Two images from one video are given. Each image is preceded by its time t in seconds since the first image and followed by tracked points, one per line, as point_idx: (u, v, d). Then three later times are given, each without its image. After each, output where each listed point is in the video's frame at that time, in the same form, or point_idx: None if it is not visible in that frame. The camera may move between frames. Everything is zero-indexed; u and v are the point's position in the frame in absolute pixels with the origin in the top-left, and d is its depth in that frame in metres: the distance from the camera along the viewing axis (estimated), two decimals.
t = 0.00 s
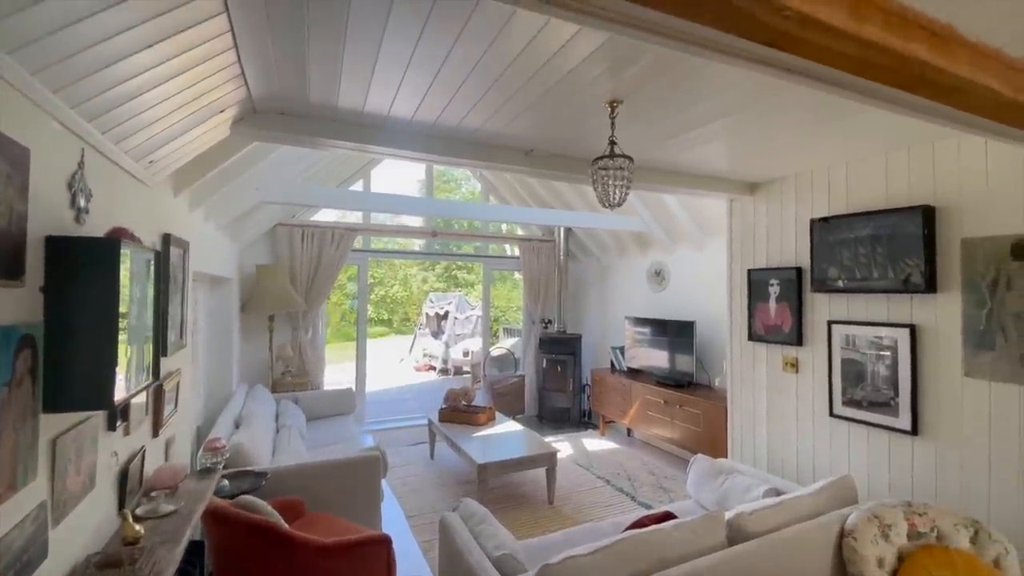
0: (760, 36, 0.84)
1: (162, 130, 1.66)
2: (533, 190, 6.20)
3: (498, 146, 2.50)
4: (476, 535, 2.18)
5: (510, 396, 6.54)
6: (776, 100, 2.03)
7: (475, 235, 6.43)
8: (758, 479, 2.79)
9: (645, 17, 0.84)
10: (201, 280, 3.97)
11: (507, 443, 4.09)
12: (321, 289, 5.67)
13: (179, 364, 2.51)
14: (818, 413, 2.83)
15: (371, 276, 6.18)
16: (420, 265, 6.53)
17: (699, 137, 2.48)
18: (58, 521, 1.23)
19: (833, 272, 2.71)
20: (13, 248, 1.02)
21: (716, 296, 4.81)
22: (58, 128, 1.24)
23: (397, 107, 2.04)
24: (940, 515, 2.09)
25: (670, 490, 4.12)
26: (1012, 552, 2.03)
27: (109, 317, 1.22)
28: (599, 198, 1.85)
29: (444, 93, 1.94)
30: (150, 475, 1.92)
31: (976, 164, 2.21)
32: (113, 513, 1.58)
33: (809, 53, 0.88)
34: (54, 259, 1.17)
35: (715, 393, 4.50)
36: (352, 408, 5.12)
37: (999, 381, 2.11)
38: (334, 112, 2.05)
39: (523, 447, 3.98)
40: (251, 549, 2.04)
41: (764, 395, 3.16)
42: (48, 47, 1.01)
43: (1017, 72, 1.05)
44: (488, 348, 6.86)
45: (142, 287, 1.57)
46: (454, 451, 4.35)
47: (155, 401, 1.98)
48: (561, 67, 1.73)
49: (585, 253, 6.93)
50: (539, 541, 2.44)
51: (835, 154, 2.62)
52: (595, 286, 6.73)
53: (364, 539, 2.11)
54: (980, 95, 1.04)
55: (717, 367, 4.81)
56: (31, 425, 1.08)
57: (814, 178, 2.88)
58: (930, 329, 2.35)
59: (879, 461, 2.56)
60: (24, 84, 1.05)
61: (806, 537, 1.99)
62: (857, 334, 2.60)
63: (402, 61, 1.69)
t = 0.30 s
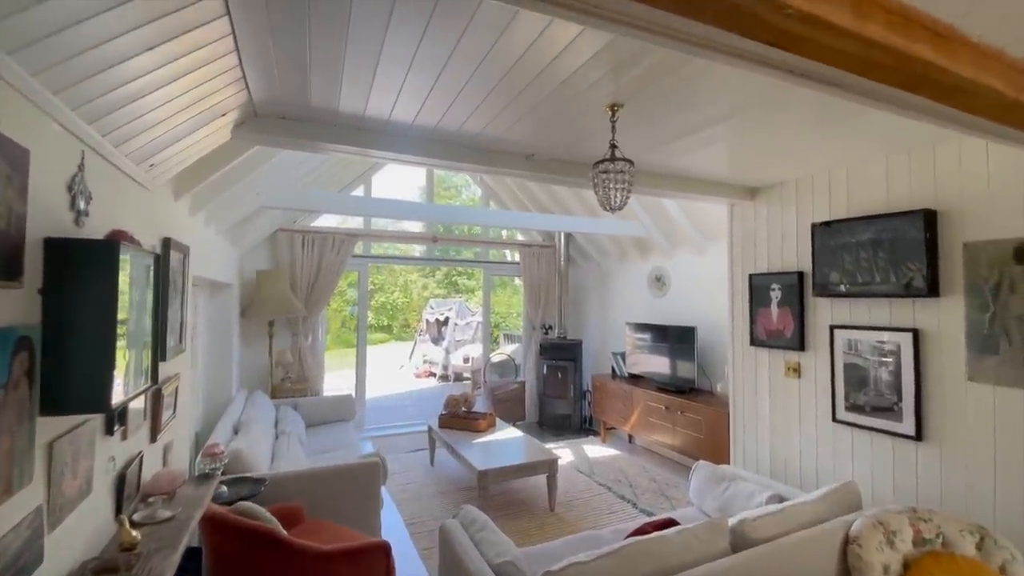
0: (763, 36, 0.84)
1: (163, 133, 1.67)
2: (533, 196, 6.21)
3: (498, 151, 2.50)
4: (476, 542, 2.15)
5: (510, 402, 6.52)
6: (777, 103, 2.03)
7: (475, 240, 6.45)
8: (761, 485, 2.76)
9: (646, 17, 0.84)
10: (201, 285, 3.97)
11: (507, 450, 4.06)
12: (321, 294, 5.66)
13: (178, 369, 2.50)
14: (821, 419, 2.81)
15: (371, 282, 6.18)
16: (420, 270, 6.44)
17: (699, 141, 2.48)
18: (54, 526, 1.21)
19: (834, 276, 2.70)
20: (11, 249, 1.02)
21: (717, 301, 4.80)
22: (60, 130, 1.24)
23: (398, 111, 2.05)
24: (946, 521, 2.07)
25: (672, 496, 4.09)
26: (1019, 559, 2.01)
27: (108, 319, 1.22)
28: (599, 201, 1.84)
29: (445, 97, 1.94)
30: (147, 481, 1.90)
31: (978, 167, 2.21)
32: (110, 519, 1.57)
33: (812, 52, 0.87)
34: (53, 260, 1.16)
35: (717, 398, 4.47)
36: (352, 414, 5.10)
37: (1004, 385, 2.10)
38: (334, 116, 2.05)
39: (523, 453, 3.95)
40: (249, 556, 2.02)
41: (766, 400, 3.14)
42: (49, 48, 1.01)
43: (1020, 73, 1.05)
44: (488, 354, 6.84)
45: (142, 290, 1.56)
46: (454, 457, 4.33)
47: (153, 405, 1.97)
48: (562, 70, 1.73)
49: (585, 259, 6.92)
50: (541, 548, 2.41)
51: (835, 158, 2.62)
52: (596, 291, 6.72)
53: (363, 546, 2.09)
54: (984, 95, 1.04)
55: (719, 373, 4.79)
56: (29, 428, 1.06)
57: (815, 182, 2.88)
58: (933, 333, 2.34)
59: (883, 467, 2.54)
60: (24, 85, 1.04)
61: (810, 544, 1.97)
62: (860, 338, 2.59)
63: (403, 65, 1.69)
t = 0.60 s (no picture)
0: (764, 28, 0.82)
1: (161, 132, 1.66)
2: (534, 198, 6.20)
3: (498, 151, 2.49)
4: (476, 546, 2.13)
5: (512, 405, 6.50)
6: (779, 103, 2.02)
7: (477, 243, 6.43)
8: (764, 489, 2.73)
9: (646, 9, 0.82)
10: (202, 287, 3.96)
11: (508, 453, 4.03)
12: (322, 297, 5.65)
13: (177, 370, 2.49)
14: (825, 422, 2.78)
15: (372, 285, 6.17)
16: (423, 274, 6.46)
17: (701, 141, 2.46)
18: (47, 528, 1.20)
19: (838, 277, 2.68)
20: (4, 246, 1.00)
21: (719, 303, 4.78)
22: (56, 129, 1.23)
23: (398, 111, 2.03)
24: (953, 526, 2.03)
25: (674, 500, 4.05)
26: None
27: (102, 318, 1.20)
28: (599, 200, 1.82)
29: (445, 97, 1.93)
30: (144, 483, 1.89)
31: (983, 167, 2.19)
32: (105, 521, 1.55)
33: (816, 45, 0.86)
34: (47, 259, 1.15)
35: (719, 401, 4.44)
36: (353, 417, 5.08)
37: (1011, 387, 2.07)
38: (334, 117, 2.04)
39: (524, 457, 3.92)
40: (246, 560, 2.00)
41: (769, 403, 3.10)
42: (43, 45, 1.00)
43: None
44: (489, 357, 6.82)
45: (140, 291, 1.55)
46: (455, 460, 4.30)
47: (151, 407, 1.95)
48: (563, 68, 1.71)
49: (586, 261, 6.90)
50: (542, 553, 2.38)
51: (838, 158, 2.60)
52: (598, 294, 6.69)
53: (362, 550, 2.06)
54: (992, 89, 1.02)
55: (721, 375, 4.76)
56: (20, 429, 1.05)
57: (817, 183, 2.86)
58: (939, 334, 2.31)
59: (888, 471, 2.50)
60: (19, 82, 1.03)
61: (815, 548, 1.94)
62: (864, 340, 2.56)
63: (402, 65, 1.68)
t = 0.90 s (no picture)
0: (765, 12, 0.79)
1: (157, 128, 1.64)
2: (537, 197, 6.17)
3: (497, 148, 2.46)
4: (475, 547, 2.10)
5: (514, 405, 6.47)
6: (782, 98, 1.98)
7: (480, 243, 6.42)
8: (769, 491, 2.69)
9: None
10: (204, 287, 3.96)
11: (510, 453, 4.00)
12: (324, 296, 5.64)
13: (176, 369, 2.47)
14: (831, 422, 2.73)
15: (375, 285, 6.16)
16: (427, 275, 6.49)
17: (704, 138, 2.43)
18: (36, 526, 1.18)
19: (843, 276, 2.64)
20: None
21: (723, 302, 4.73)
22: (46, 123, 1.21)
23: (395, 106, 2.01)
24: (961, 528, 2.00)
25: (677, 502, 4.01)
26: None
27: (91, 314, 1.19)
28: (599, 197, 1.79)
29: (442, 92, 1.91)
30: (141, 482, 1.87)
31: (992, 162, 2.14)
32: (99, 521, 1.54)
33: (819, 29, 0.83)
34: (35, 253, 1.14)
35: (723, 402, 4.39)
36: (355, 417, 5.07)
37: (1021, 388, 2.03)
38: (330, 112, 2.02)
39: (525, 457, 3.89)
40: (243, 560, 1.99)
41: (773, 404, 3.06)
42: (30, 35, 0.98)
43: None
44: (492, 357, 6.79)
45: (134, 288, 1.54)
46: (456, 460, 4.28)
47: (148, 406, 1.94)
48: (562, 61, 1.69)
49: (590, 260, 6.85)
50: (542, 554, 2.35)
51: (844, 154, 2.56)
52: (601, 294, 6.65)
53: (359, 551, 2.03)
54: (1001, 76, 0.99)
55: (725, 376, 4.72)
56: (7, 425, 1.03)
57: (822, 180, 2.82)
58: (946, 333, 2.27)
59: (895, 472, 2.46)
60: (6, 73, 1.01)
61: (819, 551, 1.90)
62: (870, 339, 2.52)
63: (397, 59, 1.66)
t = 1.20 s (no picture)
0: None
1: (153, 118, 1.60)
2: (542, 194, 6.11)
3: (501, 140, 2.40)
4: (478, 548, 2.06)
5: (519, 404, 6.43)
6: (796, 88, 1.92)
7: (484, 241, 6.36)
8: (780, 492, 2.64)
9: None
10: (207, 283, 3.94)
11: (515, 452, 3.96)
12: (328, 294, 5.62)
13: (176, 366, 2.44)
14: (844, 422, 2.66)
15: (380, 283, 6.13)
16: (433, 273, 6.47)
17: (714, 130, 2.37)
18: (25, 527, 1.15)
19: (857, 271, 2.56)
20: None
21: (732, 300, 4.65)
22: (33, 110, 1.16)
23: (396, 97, 1.96)
24: (980, 532, 1.96)
25: (685, 502, 3.95)
26: None
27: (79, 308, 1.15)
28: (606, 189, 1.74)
29: (444, 82, 1.86)
30: (138, 481, 1.84)
31: (1014, 153, 2.06)
32: (94, 520, 1.50)
33: None
34: (21, 244, 1.10)
35: (731, 401, 4.32)
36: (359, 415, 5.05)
37: None
38: (330, 103, 1.98)
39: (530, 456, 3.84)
40: (242, 560, 1.95)
41: (784, 403, 2.99)
42: (11, 17, 0.93)
43: None
44: (497, 355, 6.75)
45: (127, 284, 1.50)
46: (461, 459, 4.24)
47: (145, 403, 1.91)
48: (567, 49, 1.63)
49: (595, 258, 6.78)
50: (547, 555, 2.31)
51: (858, 146, 2.49)
52: (607, 291, 6.57)
53: (359, 551, 1.99)
54: None
55: (733, 374, 4.65)
56: None
57: (836, 173, 2.74)
58: (965, 331, 2.19)
59: (910, 473, 2.39)
60: None
61: (834, 555, 1.84)
62: (885, 337, 2.45)
63: (396, 49, 1.62)
